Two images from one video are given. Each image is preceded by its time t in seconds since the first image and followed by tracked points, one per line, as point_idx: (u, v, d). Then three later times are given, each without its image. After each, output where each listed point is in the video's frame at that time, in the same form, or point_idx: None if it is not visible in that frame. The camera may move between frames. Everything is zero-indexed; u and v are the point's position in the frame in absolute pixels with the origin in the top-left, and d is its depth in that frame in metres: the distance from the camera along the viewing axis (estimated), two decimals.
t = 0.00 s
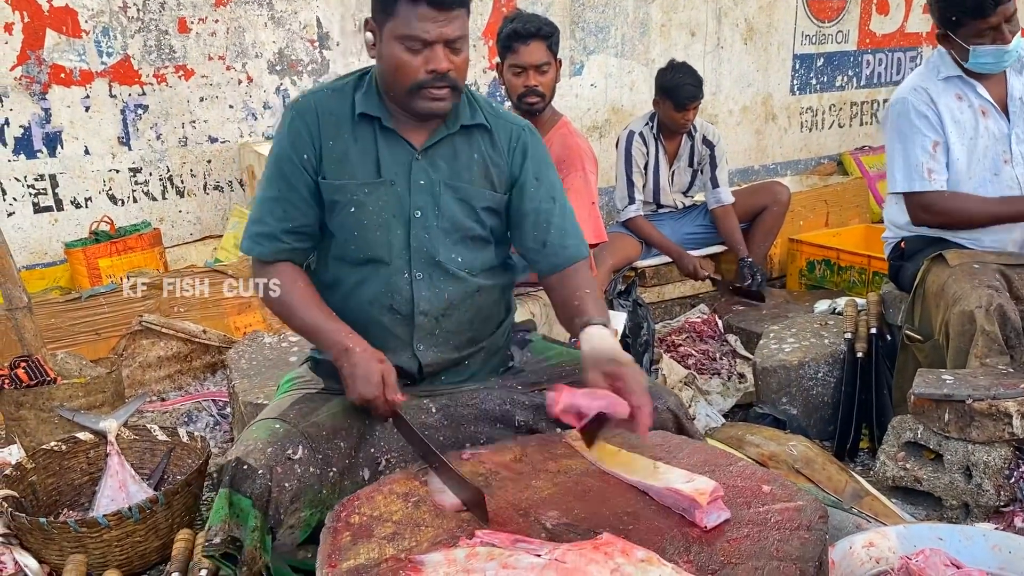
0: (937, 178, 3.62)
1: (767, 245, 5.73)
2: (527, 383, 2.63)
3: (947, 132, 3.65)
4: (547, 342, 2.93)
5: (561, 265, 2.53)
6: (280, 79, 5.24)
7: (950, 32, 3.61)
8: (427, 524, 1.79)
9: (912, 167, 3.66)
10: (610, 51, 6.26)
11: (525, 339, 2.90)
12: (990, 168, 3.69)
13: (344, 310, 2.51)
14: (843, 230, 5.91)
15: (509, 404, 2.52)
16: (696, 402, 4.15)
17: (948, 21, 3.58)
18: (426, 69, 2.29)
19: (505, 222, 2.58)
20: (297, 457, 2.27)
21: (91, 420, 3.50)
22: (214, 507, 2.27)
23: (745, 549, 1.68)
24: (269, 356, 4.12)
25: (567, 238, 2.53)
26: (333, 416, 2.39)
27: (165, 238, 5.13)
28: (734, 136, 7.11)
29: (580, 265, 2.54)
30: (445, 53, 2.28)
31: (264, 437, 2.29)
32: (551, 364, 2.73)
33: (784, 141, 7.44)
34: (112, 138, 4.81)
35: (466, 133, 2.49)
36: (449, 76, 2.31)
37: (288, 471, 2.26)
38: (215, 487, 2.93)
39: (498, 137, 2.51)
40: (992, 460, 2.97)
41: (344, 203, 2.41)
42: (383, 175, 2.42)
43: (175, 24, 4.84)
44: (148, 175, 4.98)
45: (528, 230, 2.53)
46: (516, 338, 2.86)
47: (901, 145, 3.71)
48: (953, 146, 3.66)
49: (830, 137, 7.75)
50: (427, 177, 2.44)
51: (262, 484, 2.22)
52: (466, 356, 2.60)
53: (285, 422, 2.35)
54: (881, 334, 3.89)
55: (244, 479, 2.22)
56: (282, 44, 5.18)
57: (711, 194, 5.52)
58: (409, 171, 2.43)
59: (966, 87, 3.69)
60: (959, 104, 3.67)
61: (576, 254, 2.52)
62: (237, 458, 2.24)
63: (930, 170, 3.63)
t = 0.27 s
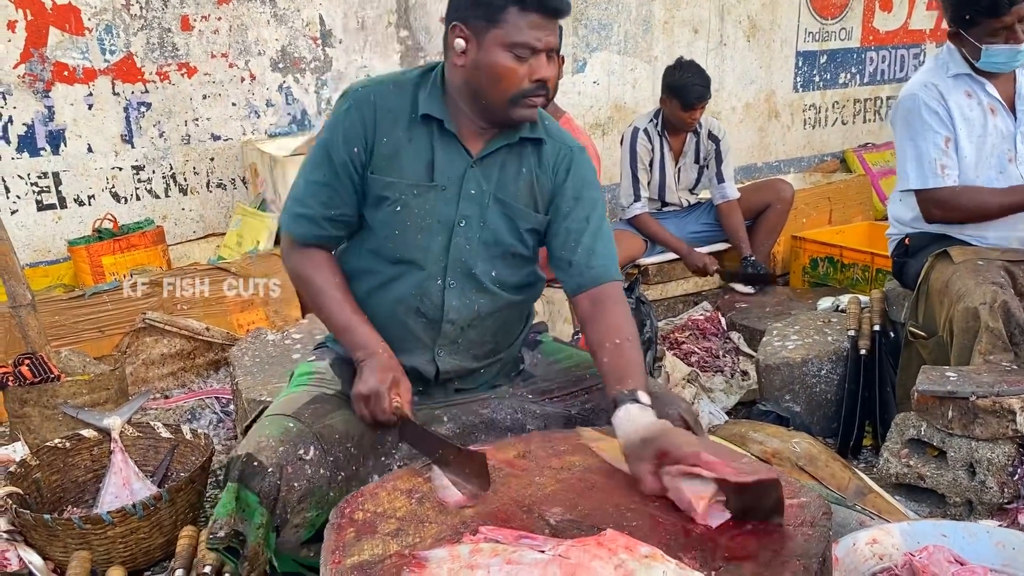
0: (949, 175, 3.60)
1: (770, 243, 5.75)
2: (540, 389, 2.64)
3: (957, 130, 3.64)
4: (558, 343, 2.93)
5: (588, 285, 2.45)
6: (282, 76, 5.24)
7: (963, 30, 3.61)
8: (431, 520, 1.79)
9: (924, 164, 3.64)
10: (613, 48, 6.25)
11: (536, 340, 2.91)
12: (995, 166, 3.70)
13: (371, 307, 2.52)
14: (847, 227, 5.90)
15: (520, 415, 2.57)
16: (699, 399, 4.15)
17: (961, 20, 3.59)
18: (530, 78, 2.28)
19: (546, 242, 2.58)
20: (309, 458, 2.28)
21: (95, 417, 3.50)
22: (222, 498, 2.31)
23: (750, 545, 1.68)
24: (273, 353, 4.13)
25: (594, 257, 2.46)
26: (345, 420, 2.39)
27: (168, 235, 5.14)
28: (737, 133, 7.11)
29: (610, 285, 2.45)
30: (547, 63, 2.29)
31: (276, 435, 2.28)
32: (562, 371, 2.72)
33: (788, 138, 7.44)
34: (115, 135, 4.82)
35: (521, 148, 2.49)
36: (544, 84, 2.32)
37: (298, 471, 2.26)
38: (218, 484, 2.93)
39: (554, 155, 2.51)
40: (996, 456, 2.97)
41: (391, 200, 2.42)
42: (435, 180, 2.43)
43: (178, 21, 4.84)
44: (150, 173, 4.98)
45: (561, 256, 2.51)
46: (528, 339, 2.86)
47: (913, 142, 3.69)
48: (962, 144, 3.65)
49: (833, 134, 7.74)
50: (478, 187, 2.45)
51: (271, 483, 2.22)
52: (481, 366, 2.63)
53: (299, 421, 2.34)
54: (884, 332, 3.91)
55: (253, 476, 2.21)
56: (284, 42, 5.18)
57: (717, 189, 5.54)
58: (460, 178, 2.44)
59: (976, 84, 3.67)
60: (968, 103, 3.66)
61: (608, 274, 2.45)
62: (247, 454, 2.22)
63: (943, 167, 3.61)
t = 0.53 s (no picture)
0: (954, 172, 3.59)
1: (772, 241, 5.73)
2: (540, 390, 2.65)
3: (961, 126, 3.63)
4: (561, 344, 2.92)
5: (678, 277, 2.28)
6: (284, 75, 5.24)
7: (966, 28, 3.60)
8: (432, 516, 1.79)
9: (929, 161, 3.63)
10: (615, 47, 6.24)
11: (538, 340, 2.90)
12: (996, 164, 3.69)
13: (375, 315, 2.56)
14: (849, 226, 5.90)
15: (516, 410, 2.58)
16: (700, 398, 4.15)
17: (962, 16, 3.60)
18: (542, 99, 2.25)
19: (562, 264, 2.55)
20: (300, 451, 2.29)
21: (97, 415, 3.50)
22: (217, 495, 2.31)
23: (750, 542, 1.69)
24: (274, 351, 4.13)
25: (676, 249, 2.31)
26: (337, 410, 2.40)
27: (170, 233, 5.14)
28: (739, 131, 7.10)
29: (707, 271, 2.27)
30: (563, 85, 2.24)
31: (267, 428, 2.29)
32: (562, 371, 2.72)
33: (790, 137, 7.43)
34: (117, 134, 4.82)
35: (543, 169, 2.45)
36: (562, 108, 2.27)
37: (290, 464, 2.27)
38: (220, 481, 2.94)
39: (577, 179, 2.46)
40: (997, 455, 2.97)
41: (398, 212, 2.45)
42: (444, 198, 2.43)
43: (179, 19, 4.84)
44: (152, 171, 4.99)
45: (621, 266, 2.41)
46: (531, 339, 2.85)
47: (918, 138, 3.69)
48: (965, 140, 3.64)
49: (835, 132, 7.73)
50: (490, 208, 2.43)
51: (264, 476, 2.23)
52: (482, 378, 2.66)
53: (290, 414, 2.35)
54: (886, 330, 3.92)
55: (246, 470, 2.23)
56: (286, 40, 5.18)
57: (719, 186, 5.54)
58: (472, 198, 2.43)
59: (978, 81, 3.67)
60: (971, 100, 3.66)
61: (694, 263, 2.28)
62: (240, 449, 2.24)
63: (948, 164, 3.59)
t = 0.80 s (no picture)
0: (959, 169, 3.57)
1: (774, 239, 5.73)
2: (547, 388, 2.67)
3: (962, 124, 3.62)
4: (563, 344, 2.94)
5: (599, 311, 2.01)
6: (285, 73, 5.24)
7: (965, 25, 3.60)
8: (432, 515, 1.79)
9: (932, 159, 3.62)
10: (617, 45, 6.24)
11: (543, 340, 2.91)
12: (998, 161, 3.68)
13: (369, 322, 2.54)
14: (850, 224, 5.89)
15: (525, 409, 2.58)
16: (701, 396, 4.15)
17: (962, 14, 3.60)
18: (509, 101, 2.14)
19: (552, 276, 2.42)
20: (310, 459, 2.29)
21: (98, 412, 3.50)
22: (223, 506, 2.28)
23: (750, 541, 1.68)
24: (275, 349, 4.13)
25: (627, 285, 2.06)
26: (343, 413, 2.40)
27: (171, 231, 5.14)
28: (740, 130, 7.09)
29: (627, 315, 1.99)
30: (532, 87, 2.12)
31: (276, 437, 2.29)
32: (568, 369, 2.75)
33: (791, 135, 7.42)
34: (118, 132, 4.82)
35: (527, 179, 2.31)
36: (530, 111, 2.15)
37: (301, 474, 2.27)
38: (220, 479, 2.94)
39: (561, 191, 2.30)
40: (999, 454, 2.96)
41: (383, 221, 2.41)
42: (428, 206, 2.36)
43: (180, 17, 4.84)
44: (154, 169, 4.99)
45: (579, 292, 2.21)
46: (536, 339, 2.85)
47: (920, 136, 3.68)
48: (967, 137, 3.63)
49: (837, 131, 7.71)
50: (473, 218, 2.34)
51: (274, 486, 2.23)
52: (481, 384, 2.62)
53: (299, 421, 2.34)
54: (888, 328, 3.88)
55: (255, 480, 2.23)
56: (287, 38, 5.18)
57: (720, 184, 5.51)
58: (455, 207, 2.35)
59: (978, 79, 3.67)
60: (971, 97, 3.65)
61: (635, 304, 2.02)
62: (250, 458, 2.23)
63: (952, 161, 3.58)
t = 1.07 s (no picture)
0: (957, 169, 3.58)
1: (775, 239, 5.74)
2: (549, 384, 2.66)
3: (962, 122, 3.63)
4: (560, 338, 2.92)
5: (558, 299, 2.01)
6: (287, 71, 5.24)
7: (962, 22, 3.62)
8: (433, 513, 1.79)
9: (931, 157, 3.62)
10: (618, 44, 6.23)
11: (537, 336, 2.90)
12: (997, 160, 3.68)
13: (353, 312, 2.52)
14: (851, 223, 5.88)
15: (523, 403, 2.57)
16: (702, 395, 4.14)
17: (961, 12, 3.60)
18: (459, 76, 2.16)
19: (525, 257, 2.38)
20: (310, 455, 2.30)
21: (100, 411, 3.51)
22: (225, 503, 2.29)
23: (749, 539, 1.69)
24: (276, 348, 4.14)
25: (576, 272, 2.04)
26: (343, 410, 2.39)
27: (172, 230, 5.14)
28: (742, 129, 7.09)
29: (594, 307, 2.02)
30: (482, 62, 2.14)
31: (276, 434, 2.30)
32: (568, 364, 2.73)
33: (793, 135, 7.41)
34: (120, 130, 4.82)
35: (493, 156, 2.30)
36: (482, 85, 2.16)
37: (302, 470, 2.28)
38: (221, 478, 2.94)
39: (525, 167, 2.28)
40: (1000, 453, 2.96)
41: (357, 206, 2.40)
42: (398, 189, 2.35)
43: (182, 16, 4.84)
44: (155, 168, 4.99)
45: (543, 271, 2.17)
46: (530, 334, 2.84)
47: (918, 135, 3.68)
48: (965, 136, 3.63)
49: (839, 130, 7.71)
50: (443, 198, 2.32)
51: (275, 482, 2.24)
52: (470, 372, 2.59)
53: (298, 418, 2.35)
54: (888, 327, 3.87)
55: (257, 476, 2.24)
56: (288, 36, 5.18)
57: (720, 183, 5.52)
58: (426, 189, 2.33)
59: (977, 77, 3.67)
60: (971, 95, 3.65)
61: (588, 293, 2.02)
62: (250, 455, 2.25)
63: (950, 160, 3.58)
